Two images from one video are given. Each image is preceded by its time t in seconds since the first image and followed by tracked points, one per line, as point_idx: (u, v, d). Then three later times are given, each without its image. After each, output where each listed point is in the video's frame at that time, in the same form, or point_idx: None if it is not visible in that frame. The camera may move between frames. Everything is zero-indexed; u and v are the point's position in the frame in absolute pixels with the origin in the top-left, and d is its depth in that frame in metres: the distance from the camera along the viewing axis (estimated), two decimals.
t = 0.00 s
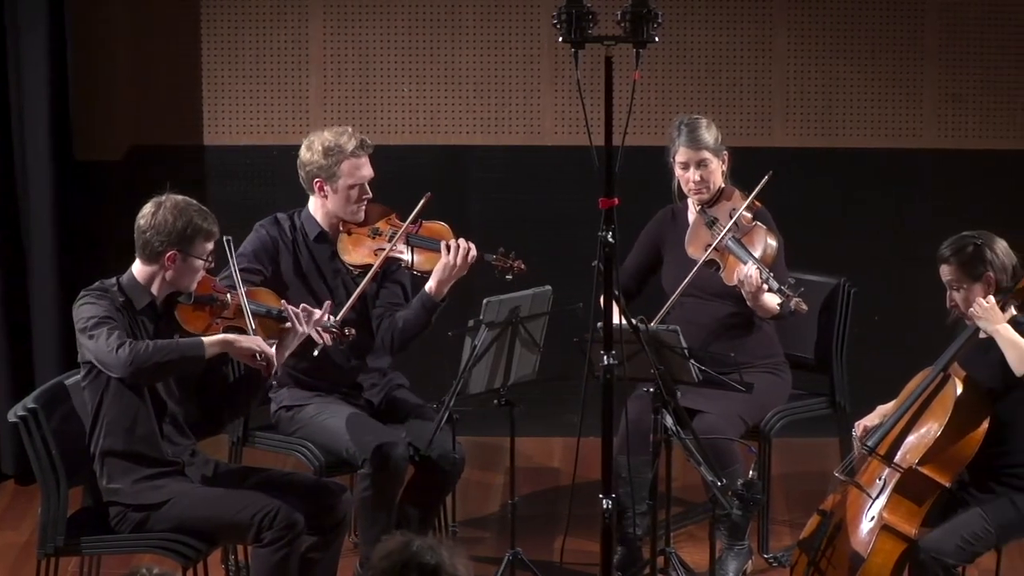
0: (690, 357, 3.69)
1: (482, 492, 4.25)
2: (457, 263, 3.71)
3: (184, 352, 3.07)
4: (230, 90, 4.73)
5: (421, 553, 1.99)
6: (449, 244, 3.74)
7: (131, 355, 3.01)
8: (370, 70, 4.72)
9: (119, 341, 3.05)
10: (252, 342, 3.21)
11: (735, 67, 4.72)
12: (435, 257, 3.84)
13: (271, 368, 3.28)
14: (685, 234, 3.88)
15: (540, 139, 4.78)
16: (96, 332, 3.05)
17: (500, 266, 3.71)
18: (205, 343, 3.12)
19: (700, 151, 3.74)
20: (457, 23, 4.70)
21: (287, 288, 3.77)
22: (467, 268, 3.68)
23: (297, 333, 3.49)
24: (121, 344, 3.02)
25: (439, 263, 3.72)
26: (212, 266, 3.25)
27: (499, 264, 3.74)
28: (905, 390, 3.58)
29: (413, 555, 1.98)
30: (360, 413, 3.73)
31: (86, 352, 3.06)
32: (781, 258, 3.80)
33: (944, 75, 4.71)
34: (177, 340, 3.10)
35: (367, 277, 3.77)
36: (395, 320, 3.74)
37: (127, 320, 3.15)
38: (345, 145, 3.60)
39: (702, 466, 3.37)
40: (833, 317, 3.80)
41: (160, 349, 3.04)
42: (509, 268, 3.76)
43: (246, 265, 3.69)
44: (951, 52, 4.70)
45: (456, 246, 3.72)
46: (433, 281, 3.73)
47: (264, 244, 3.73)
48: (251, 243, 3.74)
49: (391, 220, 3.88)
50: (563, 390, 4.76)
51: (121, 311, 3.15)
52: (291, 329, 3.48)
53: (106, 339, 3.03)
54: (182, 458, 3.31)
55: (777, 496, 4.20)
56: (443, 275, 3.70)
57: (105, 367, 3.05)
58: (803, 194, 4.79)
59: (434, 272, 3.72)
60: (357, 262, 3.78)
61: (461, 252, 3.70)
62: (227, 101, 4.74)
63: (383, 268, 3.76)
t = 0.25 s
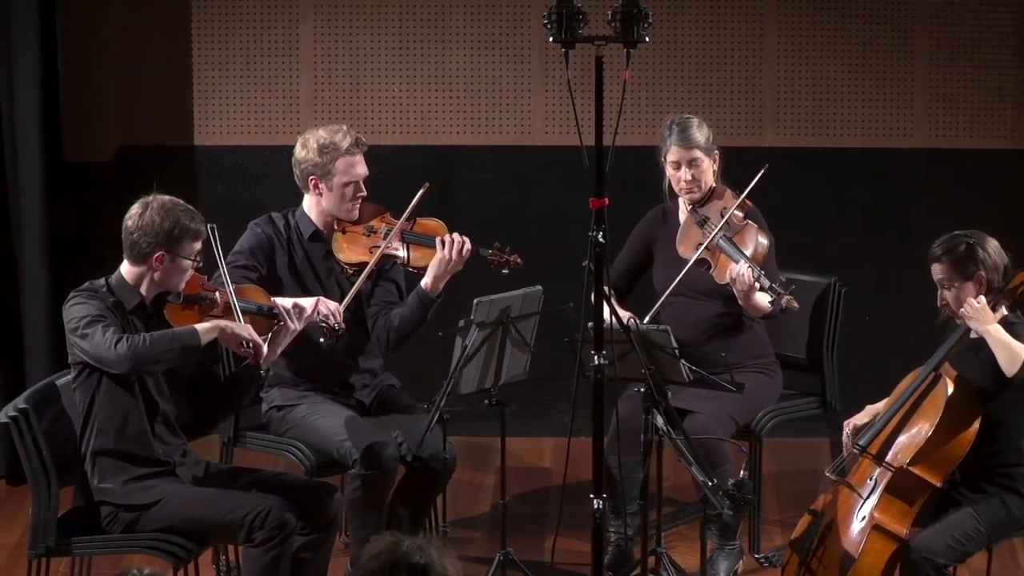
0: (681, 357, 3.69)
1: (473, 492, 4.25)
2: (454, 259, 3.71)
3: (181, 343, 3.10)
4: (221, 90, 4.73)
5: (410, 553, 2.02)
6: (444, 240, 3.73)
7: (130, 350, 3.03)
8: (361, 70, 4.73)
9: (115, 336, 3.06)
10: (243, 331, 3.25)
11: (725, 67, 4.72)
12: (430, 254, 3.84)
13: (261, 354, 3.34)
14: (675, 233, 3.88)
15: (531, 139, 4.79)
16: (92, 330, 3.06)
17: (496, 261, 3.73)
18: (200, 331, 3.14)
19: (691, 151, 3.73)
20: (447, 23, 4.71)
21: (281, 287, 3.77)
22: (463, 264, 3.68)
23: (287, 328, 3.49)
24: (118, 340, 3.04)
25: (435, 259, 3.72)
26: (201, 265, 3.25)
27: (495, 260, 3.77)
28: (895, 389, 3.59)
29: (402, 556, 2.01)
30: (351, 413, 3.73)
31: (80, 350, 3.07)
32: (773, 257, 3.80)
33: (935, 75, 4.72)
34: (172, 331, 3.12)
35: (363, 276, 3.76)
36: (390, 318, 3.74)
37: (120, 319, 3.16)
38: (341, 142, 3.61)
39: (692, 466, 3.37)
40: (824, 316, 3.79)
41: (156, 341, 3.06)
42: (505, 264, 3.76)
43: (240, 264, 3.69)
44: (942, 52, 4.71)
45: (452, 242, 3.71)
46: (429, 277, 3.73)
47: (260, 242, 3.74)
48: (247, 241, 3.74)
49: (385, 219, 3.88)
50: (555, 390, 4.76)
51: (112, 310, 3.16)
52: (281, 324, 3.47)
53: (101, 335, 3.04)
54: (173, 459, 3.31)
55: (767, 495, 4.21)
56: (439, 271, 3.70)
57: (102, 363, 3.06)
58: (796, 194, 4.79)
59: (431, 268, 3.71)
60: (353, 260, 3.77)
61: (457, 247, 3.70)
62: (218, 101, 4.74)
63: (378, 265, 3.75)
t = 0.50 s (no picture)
0: (673, 356, 3.68)
1: (465, 492, 4.25)
2: (450, 256, 3.74)
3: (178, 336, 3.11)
4: (212, 90, 4.74)
5: (402, 554, 2.03)
6: (441, 237, 3.75)
7: (129, 344, 3.02)
8: (352, 69, 4.73)
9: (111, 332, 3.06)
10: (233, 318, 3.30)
11: (716, 66, 4.72)
12: (426, 252, 3.90)
13: (250, 341, 3.39)
14: (667, 234, 3.88)
15: (522, 139, 4.79)
16: (87, 327, 3.06)
17: (493, 258, 3.73)
18: (193, 321, 3.17)
19: (684, 152, 3.72)
20: (439, 23, 4.71)
21: (277, 285, 3.78)
22: (460, 261, 3.70)
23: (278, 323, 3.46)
24: (116, 335, 3.03)
25: (432, 257, 3.74)
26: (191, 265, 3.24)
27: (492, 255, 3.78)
28: (889, 389, 3.58)
29: (394, 556, 2.02)
30: (343, 413, 3.72)
31: (74, 348, 3.06)
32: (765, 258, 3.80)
33: (927, 75, 4.73)
34: (166, 323, 3.13)
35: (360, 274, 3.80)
36: (386, 317, 3.74)
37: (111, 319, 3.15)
38: (338, 141, 3.61)
39: (684, 466, 3.37)
40: (817, 316, 3.79)
41: (153, 333, 3.06)
42: (502, 261, 3.75)
43: (236, 262, 3.69)
44: (933, 52, 4.72)
45: (449, 239, 3.72)
46: (426, 274, 3.74)
47: (257, 240, 3.73)
48: (243, 238, 3.74)
49: (381, 218, 3.94)
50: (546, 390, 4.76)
51: (103, 309, 3.15)
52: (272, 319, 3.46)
53: (97, 333, 3.04)
54: (164, 459, 3.30)
55: (759, 495, 4.21)
56: (436, 267, 3.72)
57: (98, 361, 3.05)
58: (790, 193, 4.78)
59: (427, 265, 3.73)
60: (349, 259, 3.82)
61: (454, 243, 3.71)
62: (209, 101, 4.75)
63: (375, 264, 3.80)
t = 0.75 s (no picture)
0: (664, 356, 3.68)
1: (454, 493, 4.25)
2: (445, 261, 3.77)
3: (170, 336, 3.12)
4: (203, 90, 4.74)
5: (392, 553, 2.00)
6: (436, 242, 3.79)
7: (123, 342, 3.03)
8: (343, 70, 4.73)
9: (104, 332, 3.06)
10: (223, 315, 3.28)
11: (707, 66, 4.73)
12: (421, 255, 3.90)
13: (238, 338, 3.37)
14: (658, 235, 3.87)
15: (513, 139, 4.79)
16: (80, 326, 3.06)
17: (487, 263, 3.76)
18: (185, 315, 3.17)
19: (674, 154, 3.71)
20: (429, 23, 4.71)
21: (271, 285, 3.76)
22: (456, 266, 3.75)
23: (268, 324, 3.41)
24: (109, 334, 3.04)
25: (428, 261, 3.76)
26: (182, 268, 3.24)
27: (486, 261, 3.80)
28: (879, 390, 3.58)
29: (383, 555, 1.99)
30: (334, 414, 3.72)
31: (66, 348, 3.06)
32: (756, 259, 3.81)
33: (918, 74, 4.73)
34: (158, 319, 3.14)
35: (354, 276, 3.82)
36: (379, 321, 3.78)
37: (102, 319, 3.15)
38: (334, 144, 3.61)
39: (674, 466, 3.36)
40: (807, 316, 3.79)
41: (147, 330, 3.07)
42: (496, 266, 3.77)
43: (231, 260, 3.69)
44: (925, 52, 4.72)
45: (444, 244, 3.76)
46: (421, 278, 3.78)
47: (252, 239, 3.72)
48: (238, 237, 3.73)
49: (376, 219, 3.93)
50: (536, 390, 4.77)
51: (93, 310, 3.15)
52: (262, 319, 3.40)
53: (90, 332, 3.04)
54: (155, 459, 3.29)
55: (750, 495, 4.21)
56: (431, 272, 3.75)
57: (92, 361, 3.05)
58: (781, 194, 4.79)
59: (422, 269, 3.76)
60: (343, 261, 3.82)
61: (449, 249, 3.75)
62: (200, 101, 4.75)
63: (370, 267, 3.81)
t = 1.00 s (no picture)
0: (652, 356, 3.67)
1: (444, 492, 4.26)
2: (440, 268, 3.73)
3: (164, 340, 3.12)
4: (192, 89, 4.74)
5: (381, 553, 1.97)
6: (430, 249, 3.75)
7: (120, 343, 3.03)
8: (332, 70, 4.74)
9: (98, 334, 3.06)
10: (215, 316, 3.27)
11: (696, 66, 4.74)
12: (415, 260, 3.85)
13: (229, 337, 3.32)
14: (649, 236, 3.87)
15: (502, 138, 4.79)
16: (74, 325, 3.05)
17: (481, 272, 3.71)
18: (178, 315, 3.18)
19: (662, 157, 3.70)
20: (419, 22, 4.72)
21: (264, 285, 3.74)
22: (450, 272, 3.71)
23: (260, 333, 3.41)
24: (105, 335, 3.03)
25: (422, 267, 3.73)
26: (174, 274, 3.23)
27: (479, 268, 3.75)
28: (868, 391, 3.57)
29: (373, 555, 1.96)
30: (324, 414, 3.72)
31: (58, 348, 3.05)
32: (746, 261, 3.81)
33: (907, 74, 4.74)
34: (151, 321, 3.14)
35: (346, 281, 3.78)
36: (369, 325, 3.73)
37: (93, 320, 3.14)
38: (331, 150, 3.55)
39: (663, 466, 3.35)
40: (796, 316, 3.78)
41: (142, 332, 3.07)
42: (489, 274, 3.73)
43: (225, 260, 3.67)
44: (914, 52, 4.72)
45: (439, 251, 3.72)
46: (413, 284, 3.75)
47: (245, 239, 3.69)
48: (231, 237, 3.70)
49: (369, 223, 3.88)
50: (526, 390, 4.77)
51: (85, 311, 3.14)
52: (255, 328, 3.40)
53: (83, 333, 3.03)
54: (145, 459, 3.27)
55: (740, 495, 4.21)
56: (425, 278, 3.72)
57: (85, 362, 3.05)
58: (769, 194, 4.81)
59: (416, 275, 3.73)
60: (335, 265, 3.78)
61: (444, 256, 3.71)
62: (189, 100, 4.75)
63: (363, 271, 3.78)
